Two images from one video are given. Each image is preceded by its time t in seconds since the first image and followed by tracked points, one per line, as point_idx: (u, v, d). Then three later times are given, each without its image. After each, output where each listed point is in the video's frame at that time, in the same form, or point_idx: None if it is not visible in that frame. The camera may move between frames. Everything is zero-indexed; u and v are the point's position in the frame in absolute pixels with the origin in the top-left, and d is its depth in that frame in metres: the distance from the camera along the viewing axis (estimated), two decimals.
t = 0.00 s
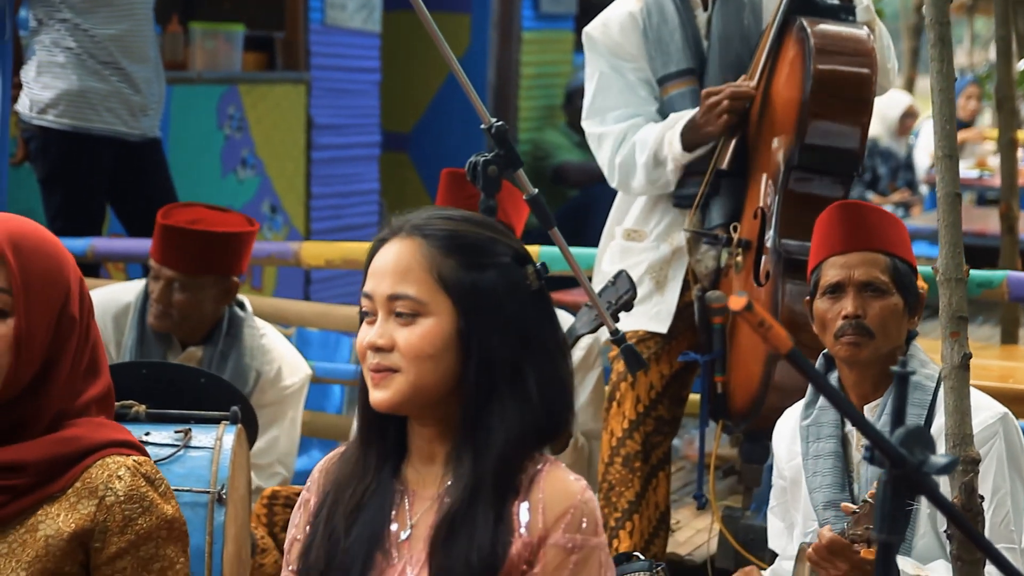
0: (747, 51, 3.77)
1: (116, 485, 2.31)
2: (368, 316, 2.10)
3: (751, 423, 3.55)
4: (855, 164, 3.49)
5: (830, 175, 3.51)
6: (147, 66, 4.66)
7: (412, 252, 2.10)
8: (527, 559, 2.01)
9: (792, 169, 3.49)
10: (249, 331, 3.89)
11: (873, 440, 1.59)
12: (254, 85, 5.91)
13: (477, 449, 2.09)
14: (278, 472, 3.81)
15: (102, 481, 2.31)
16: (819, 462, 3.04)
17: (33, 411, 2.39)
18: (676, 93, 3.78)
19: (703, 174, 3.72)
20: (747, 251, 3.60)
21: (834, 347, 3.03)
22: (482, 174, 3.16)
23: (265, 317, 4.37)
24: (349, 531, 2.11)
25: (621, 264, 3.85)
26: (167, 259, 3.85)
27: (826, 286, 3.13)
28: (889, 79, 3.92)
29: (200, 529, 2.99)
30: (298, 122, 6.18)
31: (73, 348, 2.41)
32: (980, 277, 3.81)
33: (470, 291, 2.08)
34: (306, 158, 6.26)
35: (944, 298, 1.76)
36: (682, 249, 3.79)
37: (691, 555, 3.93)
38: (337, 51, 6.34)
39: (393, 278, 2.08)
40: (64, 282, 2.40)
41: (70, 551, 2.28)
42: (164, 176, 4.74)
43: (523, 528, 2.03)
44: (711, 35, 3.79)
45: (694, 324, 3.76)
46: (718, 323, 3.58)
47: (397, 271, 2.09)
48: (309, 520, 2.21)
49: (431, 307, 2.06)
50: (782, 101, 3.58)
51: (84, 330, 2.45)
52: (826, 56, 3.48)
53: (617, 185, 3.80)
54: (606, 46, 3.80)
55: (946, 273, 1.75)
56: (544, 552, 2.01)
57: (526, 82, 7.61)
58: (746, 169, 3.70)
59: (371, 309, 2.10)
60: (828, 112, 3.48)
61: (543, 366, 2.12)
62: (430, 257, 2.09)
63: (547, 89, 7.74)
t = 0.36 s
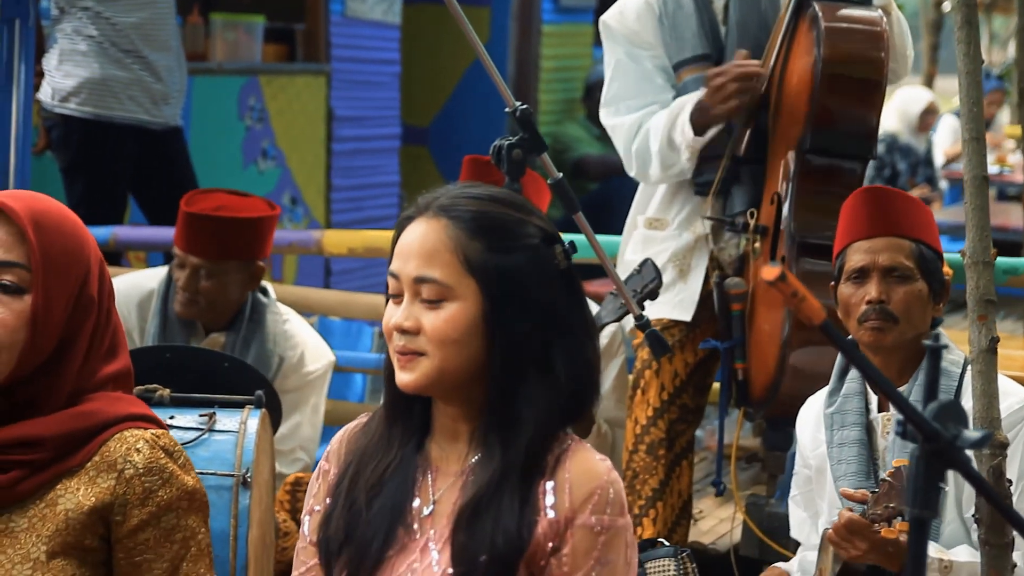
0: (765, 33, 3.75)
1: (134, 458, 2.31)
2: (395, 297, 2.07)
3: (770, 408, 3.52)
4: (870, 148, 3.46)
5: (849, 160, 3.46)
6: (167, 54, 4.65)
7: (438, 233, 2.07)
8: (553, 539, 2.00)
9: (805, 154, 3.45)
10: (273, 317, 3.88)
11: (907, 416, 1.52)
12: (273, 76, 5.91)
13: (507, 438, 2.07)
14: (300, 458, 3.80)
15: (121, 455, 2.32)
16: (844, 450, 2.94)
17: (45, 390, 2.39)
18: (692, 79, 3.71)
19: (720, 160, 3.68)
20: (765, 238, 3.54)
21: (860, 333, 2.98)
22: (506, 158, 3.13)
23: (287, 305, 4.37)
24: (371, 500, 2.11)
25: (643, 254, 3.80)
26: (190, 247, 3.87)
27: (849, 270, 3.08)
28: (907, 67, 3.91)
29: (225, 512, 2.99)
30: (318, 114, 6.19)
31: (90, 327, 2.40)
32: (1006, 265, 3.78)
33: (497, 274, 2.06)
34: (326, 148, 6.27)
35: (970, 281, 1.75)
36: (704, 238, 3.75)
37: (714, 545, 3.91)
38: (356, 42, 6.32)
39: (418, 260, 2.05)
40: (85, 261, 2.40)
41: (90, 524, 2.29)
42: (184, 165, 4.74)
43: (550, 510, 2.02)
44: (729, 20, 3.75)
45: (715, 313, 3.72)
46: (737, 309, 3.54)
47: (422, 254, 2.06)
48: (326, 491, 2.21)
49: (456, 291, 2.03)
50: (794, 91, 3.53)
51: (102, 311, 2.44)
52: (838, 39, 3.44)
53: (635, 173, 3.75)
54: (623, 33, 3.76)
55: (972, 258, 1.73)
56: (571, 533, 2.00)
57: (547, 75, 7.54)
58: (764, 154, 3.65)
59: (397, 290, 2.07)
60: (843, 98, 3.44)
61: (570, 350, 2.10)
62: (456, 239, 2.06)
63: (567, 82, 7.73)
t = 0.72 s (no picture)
0: (833, 21, 3.70)
1: (196, 429, 2.36)
2: (437, 289, 2.11)
3: (836, 396, 3.49)
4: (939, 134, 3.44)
5: (915, 145, 3.44)
6: (230, 44, 4.66)
7: (471, 228, 2.08)
8: (603, 517, 2.04)
9: (872, 140, 3.40)
10: (318, 304, 3.93)
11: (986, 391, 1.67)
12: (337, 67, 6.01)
13: (556, 426, 2.11)
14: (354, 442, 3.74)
15: (183, 425, 2.36)
16: (912, 436, 2.90)
17: (106, 363, 2.42)
18: (759, 70, 3.68)
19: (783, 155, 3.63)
20: (831, 224, 3.49)
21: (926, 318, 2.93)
22: (570, 142, 3.07)
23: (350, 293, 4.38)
24: (416, 476, 2.15)
25: (706, 241, 3.76)
26: (234, 233, 3.89)
27: (916, 254, 3.04)
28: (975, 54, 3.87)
29: (291, 495, 3.00)
30: (378, 106, 6.22)
31: (151, 303, 2.46)
32: None
33: (536, 264, 2.08)
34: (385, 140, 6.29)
35: None
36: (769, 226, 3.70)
37: (780, 534, 3.88)
38: (417, 35, 6.33)
39: (457, 256, 2.08)
40: (143, 240, 2.46)
41: (155, 496, 2.33)
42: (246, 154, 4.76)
43: (599, 486, 2.06)
44: (796, 9, 3.71)
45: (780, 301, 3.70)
46: (803, 297, 3.46)
47: (460, 249, 2.08)
48: (377, 460, 2.25)
49: (497, 286, 2.07)
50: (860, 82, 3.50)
51: (162, 288, 2.50)
52: (904, 23, 3.41)
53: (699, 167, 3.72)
54: (689, 23, 3.70)
55: None
56: (622, 511, 2.04)
57: (604, 70, 7.45)
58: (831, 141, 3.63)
59: (438, 282, 2.11)
60: (909, 81, 3.40)
61: (614, 326, 2.13)
62: (491, 233, 2.08)
63: (625, 78, 7.59)
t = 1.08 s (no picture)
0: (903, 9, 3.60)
1: (269, 412, 2.36)
2: (468, 288, 2.10)
3: (898, 387, 3.45)
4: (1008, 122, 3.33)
5: (985, 135, 3.33)
6: (291, 36, 4.68)
7: (494, 226, 2.07)
8: (657, 485, 2.05)
9: (940, 129, 3.33)
10: (356, 294, 4.08)
11: None
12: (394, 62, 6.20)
13: (591, 412, 2.11)
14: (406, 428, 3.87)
15: (256, 409, 2.37)
16: (973, 423, 2.88)
17: (189, 339, 2.44)
18: (824, 59, 3.67)
19: (849, 142, 3.60)
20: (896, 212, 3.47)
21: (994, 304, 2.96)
22: (631, 129, 3.05)
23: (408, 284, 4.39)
24: (462, 469, 2.15)
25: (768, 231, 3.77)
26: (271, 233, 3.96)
27: (977, 242, 3.02)
28: None
29: (351, 480, 3.00)
30: (435, 99, 6.25)
31: (223, 288, 2.48)
32: None
33: (565, 251, 2.07)
34: (443, 134, 6.29)
35: None
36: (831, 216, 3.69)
37: (838, 525, 3.88)
38: (476, 30, 6.33)
39: (484, 254, 2.07)
40: (217, 223, 2.48)
41: (226, 479, 2.35)
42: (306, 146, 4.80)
43: (653, 457, 2.06)
44: None
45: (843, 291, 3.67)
46: (866, 286, 3.50)
47: (485, 248, 2.07)
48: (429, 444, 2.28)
49: (527, 280, 2.06)
50: (928, 72, 3.41)
51: (234, 272, 2.52)
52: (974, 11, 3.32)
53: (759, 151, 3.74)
54: (756, 10, 3.72)
55: None
56: (675, 479, 2.04)
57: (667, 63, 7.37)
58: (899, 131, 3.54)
59: (467, 283, 2.10)
60: (979, 71, 3.31)
61: (645, 301, 2.12)
62: (514, 228, 2.06)
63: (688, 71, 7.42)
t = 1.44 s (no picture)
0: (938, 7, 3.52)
1: (318, 406, 2.37)
2: (511, 277, 2.06)
3: (933, 380, 3.43)
4: None
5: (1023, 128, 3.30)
6: (325, 29, 4.71)
7: (532, 210, 2.03)
8: (707, 468, 1.98)
9: (979, 121, 3.29)
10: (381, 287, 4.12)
11: None
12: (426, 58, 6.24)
13: (630, 388, 2.05)
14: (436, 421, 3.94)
15: (305, 402, 2.38)
16: (1010, 417, 2.86)
17: (242, 325, 2.45)
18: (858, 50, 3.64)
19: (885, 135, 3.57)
20: (933, 207, 3.43)
21: None
22: (666, 121, 3.02)
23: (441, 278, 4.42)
24: (513, 465, 2.12)
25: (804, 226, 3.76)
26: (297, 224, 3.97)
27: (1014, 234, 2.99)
28: None
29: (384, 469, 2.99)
30: (469, 96, 6.29)
31: (277, 274, 2.49)
32: None
33: (602, 226, 2.02)
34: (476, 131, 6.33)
35: None
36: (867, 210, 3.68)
37: (872, 521, 3.87)
38: (509, 26, 6.36)
39: (523, 240, 2.03)
40: (271, 211, 2.48)
41: (272, 470, 2.35)
42: (339, 141, 4.82)
43: (702, 438, 1.99)
44: None
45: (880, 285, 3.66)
46: (903, 278, 3.49)
47: (525, 233, 2.03)
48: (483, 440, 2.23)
49: (571, 261, 2.01)
50: (968, 64, 3.33)
51: (288, 262, 2.53)
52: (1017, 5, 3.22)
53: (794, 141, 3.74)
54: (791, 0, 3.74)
55: None
56: (724, 459, 1.97)
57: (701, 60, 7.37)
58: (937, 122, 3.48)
59: (510, 271, 2.06)
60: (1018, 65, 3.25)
61: (681, 273, 2.06)
62: (552, 209, 2.02)
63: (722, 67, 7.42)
